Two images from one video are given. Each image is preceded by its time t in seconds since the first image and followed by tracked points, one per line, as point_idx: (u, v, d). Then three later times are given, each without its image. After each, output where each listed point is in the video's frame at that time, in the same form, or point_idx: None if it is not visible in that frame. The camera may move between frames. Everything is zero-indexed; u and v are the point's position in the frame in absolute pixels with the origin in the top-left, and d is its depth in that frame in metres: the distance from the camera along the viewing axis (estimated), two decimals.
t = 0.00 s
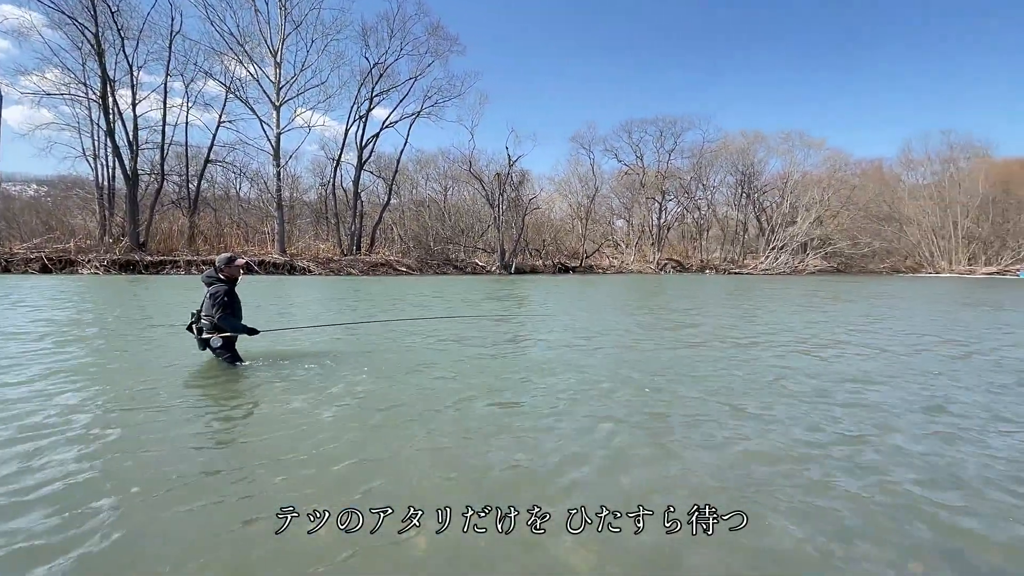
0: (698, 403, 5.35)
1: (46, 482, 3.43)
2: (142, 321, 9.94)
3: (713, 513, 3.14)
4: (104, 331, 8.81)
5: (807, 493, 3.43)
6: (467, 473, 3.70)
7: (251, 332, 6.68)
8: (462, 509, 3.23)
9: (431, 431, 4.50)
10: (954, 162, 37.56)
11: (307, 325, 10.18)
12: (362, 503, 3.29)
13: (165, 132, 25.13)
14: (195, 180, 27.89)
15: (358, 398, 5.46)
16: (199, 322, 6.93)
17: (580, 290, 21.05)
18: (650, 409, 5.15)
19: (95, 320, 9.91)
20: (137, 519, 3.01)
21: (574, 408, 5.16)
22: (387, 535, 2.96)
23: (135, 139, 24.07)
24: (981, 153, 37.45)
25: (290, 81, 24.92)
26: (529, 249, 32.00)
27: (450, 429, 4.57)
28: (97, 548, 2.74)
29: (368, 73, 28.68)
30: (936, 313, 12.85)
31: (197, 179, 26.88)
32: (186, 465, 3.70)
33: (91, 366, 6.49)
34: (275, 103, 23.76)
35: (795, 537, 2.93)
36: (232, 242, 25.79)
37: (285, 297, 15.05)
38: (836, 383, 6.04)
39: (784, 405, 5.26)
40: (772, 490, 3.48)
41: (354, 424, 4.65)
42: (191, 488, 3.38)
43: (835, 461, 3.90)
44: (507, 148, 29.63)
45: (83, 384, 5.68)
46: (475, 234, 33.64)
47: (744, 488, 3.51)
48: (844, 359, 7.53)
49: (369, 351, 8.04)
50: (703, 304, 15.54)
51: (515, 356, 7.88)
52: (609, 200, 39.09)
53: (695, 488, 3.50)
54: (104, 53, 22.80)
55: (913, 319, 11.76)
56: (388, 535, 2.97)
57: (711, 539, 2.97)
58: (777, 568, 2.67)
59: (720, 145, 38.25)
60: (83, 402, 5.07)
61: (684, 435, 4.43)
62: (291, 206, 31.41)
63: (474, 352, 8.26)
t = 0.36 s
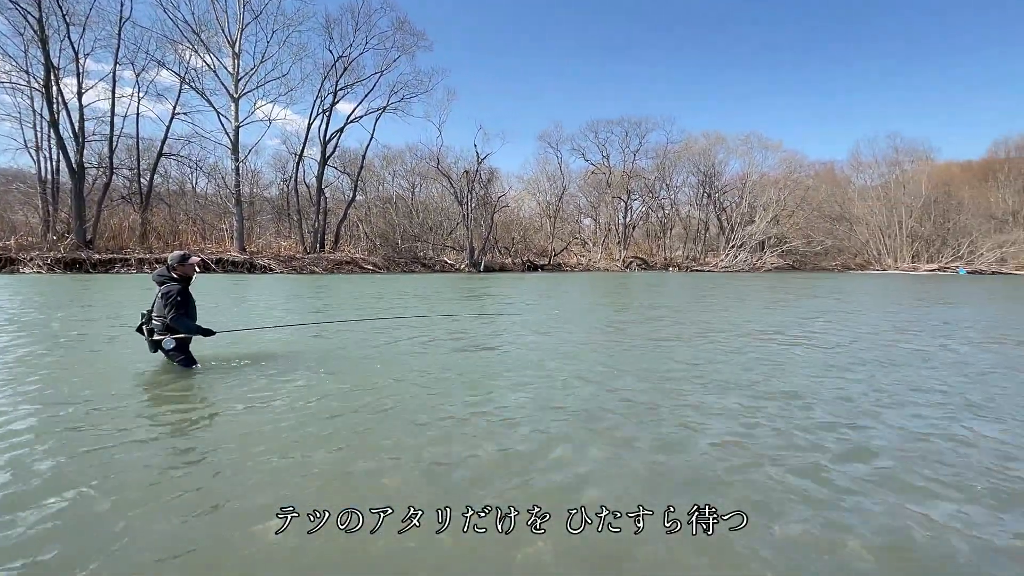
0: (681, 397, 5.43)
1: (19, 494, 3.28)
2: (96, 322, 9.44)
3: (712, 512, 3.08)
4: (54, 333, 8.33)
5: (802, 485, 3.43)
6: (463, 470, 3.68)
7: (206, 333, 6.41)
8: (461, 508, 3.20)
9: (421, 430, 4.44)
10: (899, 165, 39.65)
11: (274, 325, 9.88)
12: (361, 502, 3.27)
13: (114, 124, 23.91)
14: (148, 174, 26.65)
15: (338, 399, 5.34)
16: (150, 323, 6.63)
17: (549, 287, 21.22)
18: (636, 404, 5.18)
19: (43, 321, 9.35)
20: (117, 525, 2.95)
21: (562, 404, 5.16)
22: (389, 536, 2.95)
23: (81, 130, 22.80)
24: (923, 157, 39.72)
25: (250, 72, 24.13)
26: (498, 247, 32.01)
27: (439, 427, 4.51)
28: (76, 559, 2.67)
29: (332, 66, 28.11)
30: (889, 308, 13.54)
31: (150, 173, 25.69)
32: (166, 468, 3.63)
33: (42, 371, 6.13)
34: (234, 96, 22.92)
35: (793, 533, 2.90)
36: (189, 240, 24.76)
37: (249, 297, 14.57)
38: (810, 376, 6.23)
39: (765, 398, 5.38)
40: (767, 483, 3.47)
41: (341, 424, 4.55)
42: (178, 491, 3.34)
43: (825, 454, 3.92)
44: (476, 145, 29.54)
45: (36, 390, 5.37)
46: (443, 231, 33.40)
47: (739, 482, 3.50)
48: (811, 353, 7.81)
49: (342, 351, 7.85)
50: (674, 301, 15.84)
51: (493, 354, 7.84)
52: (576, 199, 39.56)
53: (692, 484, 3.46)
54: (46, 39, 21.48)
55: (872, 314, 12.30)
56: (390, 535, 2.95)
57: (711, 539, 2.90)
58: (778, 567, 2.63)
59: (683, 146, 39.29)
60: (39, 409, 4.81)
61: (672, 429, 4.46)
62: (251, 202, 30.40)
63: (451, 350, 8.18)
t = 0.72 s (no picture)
0: (664, 395, 5.50)
1: None
2: (44, 324, 8.91)
3: (712, 512, 3.06)
4: None
5: (795, 481, 3.46)
6: (459, 470, 3.65)
7: (159, 335, 6.15)
8: (460, 509, 3.16)
9: (411, 431, 4.37)
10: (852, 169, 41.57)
11: (239, 327, 9.56)
12: (360, 503, 3.22)
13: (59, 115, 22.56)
14: (98, 169, 25.31)
15: (317, 401, 5.22)
16: (99, 325, 6.30)
17: (521, 286, 21.30)
18: (622, 403, 5.22)
19: None
20: (106, 532, 2.88)
21: (550, 403, 5.15)
22: (389, 537, 2.90)
23: (23, 120, 21.43)
24: (873, 161, 41.79)
25: (208, 63, 23.22)
26: (469, 245, 31.90)
27: (428, 427, 4.46)
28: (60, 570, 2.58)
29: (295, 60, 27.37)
30: (846, 305, 14.16)
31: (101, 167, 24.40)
32: (151, 473, 3.55)
33: None
34: (191, 87, 22.01)
35: (792, 532, 2.90)
36: (143, 238, 23.66)
37: (210, 297, 14.03)
38: (785, 373, 6.42)
39: (745, 394, 5.50)
40: (761, 480, 3.49)
41: (327, 426, 4.47)
42: (168, 494, 3.28)
43: (812, 447, 4.01)
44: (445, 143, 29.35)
45: None
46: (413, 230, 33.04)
47: (735, 478, 3.51)
48: (781, 349, 8.08)
49: (313, 352, 7.66)
50: (644, 299, 16.15)
51: (470, 354, 7.78)
52: (546, 198, 39.87)
53: (689, 484, 3.45)
54: None
55: (831, 311, 12.85)
56: (390, 537, 2.90)
57: (711, 539, 2.89)
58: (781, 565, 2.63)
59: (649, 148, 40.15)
60: None
61: (661, 426, 4.51)
62: (210, 199, 29.25)
63: (427, 349, 8.09)
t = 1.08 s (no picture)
0: (649, 394, 5.57)
1: None
2: None
3: (712, 512, 3.07)
4: None
5: (788, 478, 3.51)
6: (457, 468, 3.63)
7: (112, 339, 5.88)
8: (460, 508, 3.15)
9: (402, 431, 4.32)
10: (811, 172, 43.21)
11: (206, 328, 9.25)
12: (360, 502, 3.19)
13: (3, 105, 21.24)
14: (47, 163, 24.00)
15: (300, 402, 5.09)
16: (47, 327, 5.99)
17: (494, 286, 21.28)
18: (609, 402, 5.25)
19: None
20: (98, 534, 2.80)
21: (539, 404, 5.14)
22: (390, 537, 2.87)
23: None
24: (831, 164, 43.55)
25: (166, 54, 22.27)
26: (441, 245, 31.64)
27: (419, 428, 4.40)
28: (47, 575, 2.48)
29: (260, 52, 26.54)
30: (810, 304, 14.70)
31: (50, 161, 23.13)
32: (146, 473, 3.48)
33: None
34: (149, 79, 21.07)
35: (791, 528, 2.92)
36: (97, 235, 22.53)
37: (173, 298, 13.50)
38: (762, 371, 6.59)
39: (727, 392, 5.62)
40: (755, 476, 3.54)
41: (314, 427, 4.38)
42: (164, 494, 3.22)
43: (799, 444, 4.10)
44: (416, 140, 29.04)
45: None
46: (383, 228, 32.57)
47: (730, 477, 3.54)
48: (754, 347, 8.31)
49: (287, 353, 7.47)
50: (617, 299, 16.34)
51: (451, 354, 7.71)
52: (518, 198, 39.96)
53: (686, 481, 3.48)
54: None
55: (796, 310, 13.30)
56: (390, 538, 2.87)
57: (711, 539, 2.89)
58: (780, 560, 2.66)
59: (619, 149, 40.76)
60: None
61: (651, 425, 4.55)
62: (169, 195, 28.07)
63: (406, 349, 7.99)
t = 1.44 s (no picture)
0: (634, 392, 5.62)
1: None
2: None
3: (712, 512, 3.07)
4: None
5: (782, 476, 3.56)
6: (454, 467, 3.59)
7: (60, 343, 5.57)
8: (460, 507, 3.11)
9: (392, 431, 4.23)
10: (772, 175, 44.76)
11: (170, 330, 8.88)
12: (357, 502, 3.12)
13: None
14: None
15: (281, 403, 4.94)
16: None
17: (467, 286, 21.19)
18: (596, 401, 5.27)
19: None
20: (79, 541, 2.67)
21: (528, 404, 5.12)
22: (390, 538, 2.81)
23: None
24: (791, 168, 45.21)
25: (120, 45, 21.27)
26: (412, 244, 31.29)
27: (410, 428, 4.33)
28: None
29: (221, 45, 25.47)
30: (775, 303, 15.20)
31: None
32: (130, 476, 3.36)
33: None
34: (101, 70, 20.08)
35: (789, 527, 2.95)
36: (44, 234, 21.34)
37: (132, 299, 12.94)
38: (740, 370, 6.75)
39: (710, 391, 5.72)
40: (748, 473, 3.60)
41: (300, 428, 4.26)
42: (149, 498, 3.10)
43: (786, 442, 4.19)
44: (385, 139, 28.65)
45: None
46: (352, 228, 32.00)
47: (728, 476, 3.56)
48: (729, 346, 8.51)
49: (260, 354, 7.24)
50: (591, 299, 16.50)
51: (430, 354, 7.61)
52: (489, 198, 39.96)
53: (684, 480, 3.48)
54: None
55: (763, 309, 13.73)
56: (390, 538, 2.81)
57: (712, 539, 2.89)
58: (779, 557, 2.69)
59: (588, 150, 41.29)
60: None
61: (641, 423, 4.58)
62: (124, 191, 26.88)
63: (383, 349, 7.86)
